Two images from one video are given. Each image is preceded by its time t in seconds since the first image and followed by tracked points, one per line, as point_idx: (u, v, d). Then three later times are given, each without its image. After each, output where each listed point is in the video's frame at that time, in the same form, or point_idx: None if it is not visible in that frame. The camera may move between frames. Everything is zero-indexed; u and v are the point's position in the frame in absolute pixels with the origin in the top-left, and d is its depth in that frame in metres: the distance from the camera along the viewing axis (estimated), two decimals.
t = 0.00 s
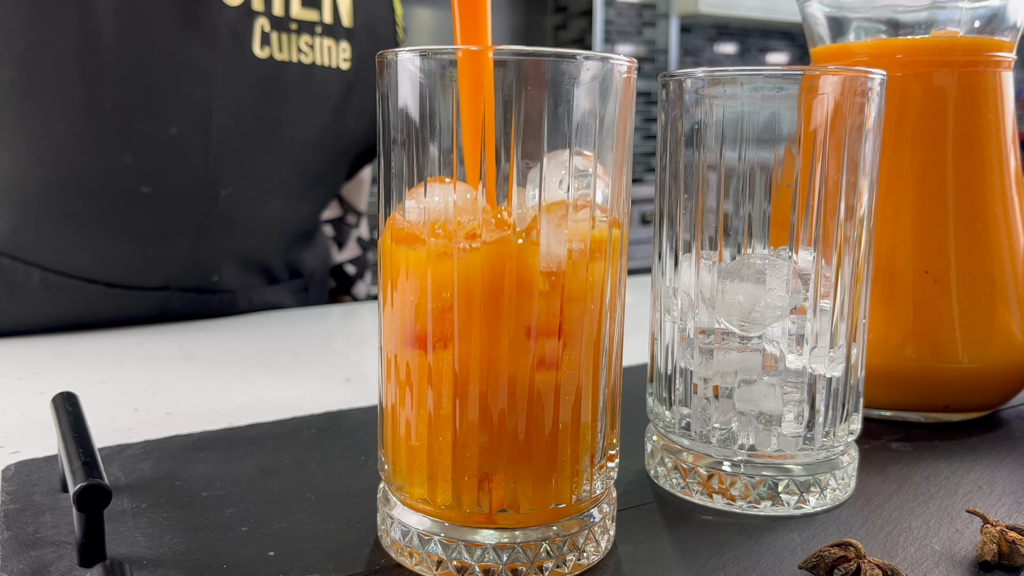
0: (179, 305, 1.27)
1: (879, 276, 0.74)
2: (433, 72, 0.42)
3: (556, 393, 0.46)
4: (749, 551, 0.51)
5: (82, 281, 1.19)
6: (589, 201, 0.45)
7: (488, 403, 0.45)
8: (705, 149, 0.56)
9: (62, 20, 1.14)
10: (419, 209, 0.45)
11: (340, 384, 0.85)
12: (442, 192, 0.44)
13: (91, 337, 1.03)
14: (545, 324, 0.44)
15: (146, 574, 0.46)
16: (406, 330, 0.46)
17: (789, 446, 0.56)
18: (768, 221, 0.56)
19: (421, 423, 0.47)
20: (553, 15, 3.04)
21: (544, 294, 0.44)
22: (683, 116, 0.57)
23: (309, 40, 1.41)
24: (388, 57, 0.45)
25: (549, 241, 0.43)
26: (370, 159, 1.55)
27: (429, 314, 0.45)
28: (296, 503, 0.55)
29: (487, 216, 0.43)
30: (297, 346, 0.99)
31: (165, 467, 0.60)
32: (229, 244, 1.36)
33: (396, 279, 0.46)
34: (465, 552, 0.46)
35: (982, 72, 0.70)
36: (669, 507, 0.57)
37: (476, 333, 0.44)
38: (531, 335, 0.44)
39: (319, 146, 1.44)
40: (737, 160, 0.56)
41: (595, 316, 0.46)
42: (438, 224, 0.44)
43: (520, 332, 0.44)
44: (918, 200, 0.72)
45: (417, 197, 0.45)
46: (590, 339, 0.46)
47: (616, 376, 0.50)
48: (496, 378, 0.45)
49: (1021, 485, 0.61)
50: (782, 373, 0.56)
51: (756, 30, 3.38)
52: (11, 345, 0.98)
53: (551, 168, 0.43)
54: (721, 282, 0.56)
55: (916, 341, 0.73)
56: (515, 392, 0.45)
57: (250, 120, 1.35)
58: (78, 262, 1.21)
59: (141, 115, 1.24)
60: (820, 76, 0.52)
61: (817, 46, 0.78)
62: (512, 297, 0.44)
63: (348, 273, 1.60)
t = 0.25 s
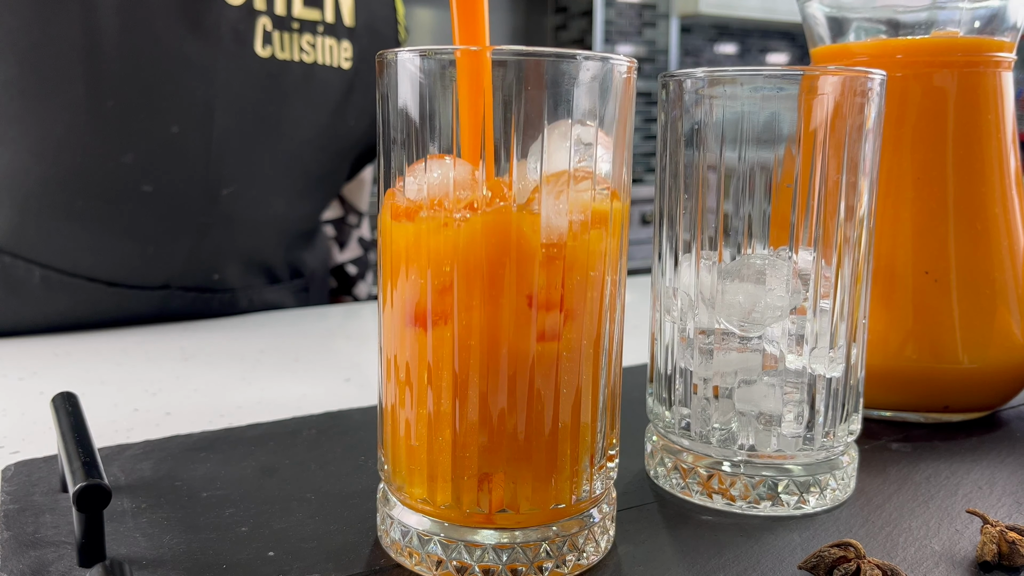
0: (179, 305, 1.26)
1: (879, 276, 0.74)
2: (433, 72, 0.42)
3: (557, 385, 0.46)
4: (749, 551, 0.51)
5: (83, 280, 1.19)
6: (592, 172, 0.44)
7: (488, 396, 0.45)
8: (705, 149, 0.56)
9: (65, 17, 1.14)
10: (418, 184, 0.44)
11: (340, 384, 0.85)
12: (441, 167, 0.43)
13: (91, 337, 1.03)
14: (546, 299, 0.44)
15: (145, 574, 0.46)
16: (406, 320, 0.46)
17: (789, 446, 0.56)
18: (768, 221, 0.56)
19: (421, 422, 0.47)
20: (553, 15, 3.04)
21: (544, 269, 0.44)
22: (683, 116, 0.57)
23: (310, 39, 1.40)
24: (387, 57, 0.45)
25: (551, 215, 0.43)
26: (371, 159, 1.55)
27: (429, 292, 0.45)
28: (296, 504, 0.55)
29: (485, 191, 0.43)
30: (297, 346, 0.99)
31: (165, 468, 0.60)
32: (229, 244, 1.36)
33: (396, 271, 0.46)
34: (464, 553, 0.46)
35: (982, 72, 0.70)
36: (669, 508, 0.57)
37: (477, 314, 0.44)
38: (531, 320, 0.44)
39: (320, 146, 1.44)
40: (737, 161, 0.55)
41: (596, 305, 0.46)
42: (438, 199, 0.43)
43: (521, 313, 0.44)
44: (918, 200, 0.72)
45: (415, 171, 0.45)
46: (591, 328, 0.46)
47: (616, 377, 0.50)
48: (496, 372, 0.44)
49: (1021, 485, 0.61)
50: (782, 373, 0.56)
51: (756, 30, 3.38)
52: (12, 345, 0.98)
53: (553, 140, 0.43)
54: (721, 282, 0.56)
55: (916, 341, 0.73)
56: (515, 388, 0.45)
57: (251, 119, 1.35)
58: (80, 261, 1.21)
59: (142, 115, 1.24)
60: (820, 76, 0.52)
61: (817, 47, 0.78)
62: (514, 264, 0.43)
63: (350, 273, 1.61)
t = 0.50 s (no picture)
0: (181, 305, 1.26)
1: (879, 277, 0.74)
2: (434, 74, 0.42)
3: (558, 382, 0.46)
4: (749, 553, 0.51)
5: (84, 279, 1.18)
6: (593, 146, 0.44)
7: (489, 393, 0.45)
8: (705, 150, 0.57)
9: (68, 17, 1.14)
10: (418, 164, 0.44)
11: (341, 385, 0.85)
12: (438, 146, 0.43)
13: (91, 337, 1.03)
14: (547, 287, 0.44)
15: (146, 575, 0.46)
16: (407, 314, 0.46)
17: (790, 447, 0.56)
18: (768, 222, 0.56)
19: (422, 424, 0.47)
20: (554, 15, 3.04)
21: (545, 257, 0.43)
22: (683, 119, 0.57)
23: (312, 40, 1.41)
24: (388, 58, 0.45)
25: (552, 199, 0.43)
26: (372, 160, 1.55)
27: (430, 280, 0.44)
28: (296, 504, 0.55)
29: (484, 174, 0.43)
30: (298, 347, 0.99)
31: (166, 468, 0.60)
32: (230, 244, 1.36)
33: (397, 266, 0.46)
34: (464, 554, 0.46)
35: (982, 73, 0.70)
36: (669, 509, 0.57)
37: (478, 303, 0.44)
38: (532, 313, 0.44)
39: (321, 146, 1.44)
40: (738, 162, 0.56)
41: (597, 299, 0.46)
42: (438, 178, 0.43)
43: (522, 301, 0.44)
44: (918, 201, 0.72)
45: (417, 150, 0.44)
46: (592, 324, 0.46)
47: (616, 379, 0.50)
48: (497, 369, 0.44)
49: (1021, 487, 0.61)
50: (783, 375, 0.56)
51: (757, 31, 3.38)
52: (13, 345, 0.98)
53: (555, 118, 0.43)
54: (721, 284, 0.56)
55: (917, 342, 0.73)
56: (515, 385, 0.45)
57: (253, 119, 1.35)
58: (82, 260, 1.20)
59: (143, 115, 1.24)
60: (820, 78, 0.52)
61: (818, 48, 0.78)
62: (515, 240, 0.43)
63: (352, 274, 1.61)
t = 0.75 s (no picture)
0: (181, 306, 1.26)
1: (880, 278, 0.74)
2: (435, 75, 0.42)
3: (559, 380, 0.45)
4: (750, 553, 0.51)
5: (85, 280, 1.18)
6: (596, 130, 0.44)
7: (491, 391, 0.45)
8: (706, 151, 0.57)
9: (71, 17, 1.14)
10: (420, 150, 0.44)
11: (342, 385, 0.85)
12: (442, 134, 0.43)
13: (92, 338, 1.03)
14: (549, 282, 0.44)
15: None
16: (408, 310, 0.46)
17: (791, 448, 0.56)
18: (770, 222, 0.56)
19: (423, 424, 0.47)
20: (554, 15, 3.04)
21: (547, 252, 0.43)
22: (685, 120, 0.57)
23: (313, 42, 1.41)
24: (389, 59, 0.45)
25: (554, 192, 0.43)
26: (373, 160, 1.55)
27: (432, 273, 0.44)
28: (297, 505, 0.55)
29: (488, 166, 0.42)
30: (298, 347, 0.99)
31: (166, 469, 0.60)
32: (230, 244, 1.36)
33: (398, 262, 0.46)
34: (465, 555, 0.46)
35: (984, 74, 0.70)
36: (670, 510, 0.57)
37: (479, 298, 0.44)
38: (534, 309, 0.44)
39: (322, 146, 1.44)
40: (739, 162, 0.56)
41: (598, 298, 0.46)
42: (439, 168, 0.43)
43: (524, 297, 0.44)
44: (919, 202, 0.72)
45: (416, 138, 0.44)
46: (593, 321, 0.46)
47: (617, 380, 0.50)
48: (498, 367, 0.44)
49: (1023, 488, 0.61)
50: (784, 376, 0.56)
51: (757, 31, 3.38)
52: (13, 345, 0.98)
53: (557, 102, 0.42)
54: (723, 285, 0.56)
55: (918, 343, 0.73)
56: (517, 382, 0.45)
57: (254, 120, 1.35)
58: (82, 260, 1.20)
59: (144, 116, 1.24)
60: (821, 79, 0.52)
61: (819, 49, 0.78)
62: (518, 224, 0.43)
63: (352, 274, 1.61)
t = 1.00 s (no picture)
0: (180, 308, 1.27)
1: (881, 278, 0.74)
2: (437, 75, 0.42)
3: (560, 380, 0.45)
4: (752, 554, 0.51)
5: (86, 280, 1.18)
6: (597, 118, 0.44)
7: (492, 390, 0.45)
8: (707, 151, 0.57)
9: (73, 17, 1.14)
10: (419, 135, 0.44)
11: (342, 386, 0.84)
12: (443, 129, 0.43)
13: (92, 338, 1.03)
14: (549, 279, 0.44)
15: None
16: (409, 310, 0.46)
17: (792, 449, 0.56)
18: (772, 222, 0.56)
19: (424, 425, 0.47)
20: (554, 16, 3.04)
21: (548, 249, 0.43)
22: (686, 120, 0.57)
23: (314, 43, 1.41)
24: (390, 59, 0.45)
25: (555, 189, 0.43)
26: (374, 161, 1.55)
27: (433, 272, 0.44)
28: (298, 505, 0.55)
29: (489, 161, 0.42)
30: (299, 348, 0.99)
31: (167, 470, 0.60)
32: (230, 244, 1.36)
33: (399, 261, 0.46)
34: (467, 556, 0.46)
35: (985, 74, 0.70)
36: (671, 510, 0.57)
37: (481, 296, 0.44)
38: (535, 307, 0.44)
39: (323, 147, 1.44)
40: (740, 162, 0.56)
41: (599, 296, 0.46)
42: (438, 163, 0.43)
43: (525, 294, 0.44)
44: (920, 202, 0.72)
45: (410, 127, 0.44)
46: (594, 320, 0.46)
47: (619, 380, 0.50)
48: (500, 366, 0.44)
49: None
50: (785, 376, 0.56)
51: (757, 31, 3.37)
52: (14, 345, 0.98)
53: (557, 91, 0.42)
54: (724, 285, 0.56)
55: (919, 343, 0.73)
56: (518, 379, 0.45)
57: (256, 121, 1.35)
58: (83, 260, 1.20)
59: (145, 116, 1.24)
60: (823, 79, 0.52)
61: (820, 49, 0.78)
62: (519, 209, 0.43)
63: (351, 275, 1.61)
